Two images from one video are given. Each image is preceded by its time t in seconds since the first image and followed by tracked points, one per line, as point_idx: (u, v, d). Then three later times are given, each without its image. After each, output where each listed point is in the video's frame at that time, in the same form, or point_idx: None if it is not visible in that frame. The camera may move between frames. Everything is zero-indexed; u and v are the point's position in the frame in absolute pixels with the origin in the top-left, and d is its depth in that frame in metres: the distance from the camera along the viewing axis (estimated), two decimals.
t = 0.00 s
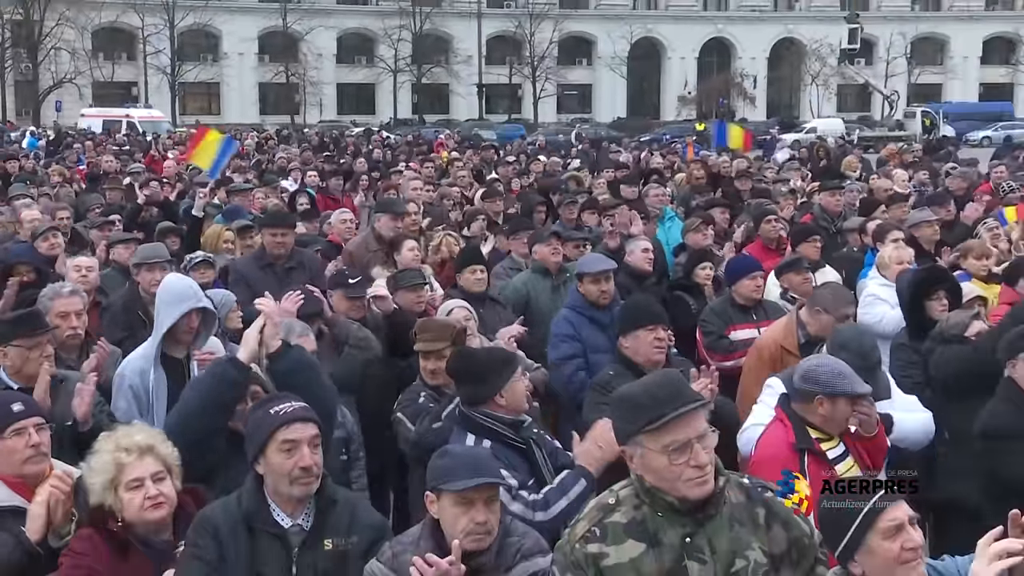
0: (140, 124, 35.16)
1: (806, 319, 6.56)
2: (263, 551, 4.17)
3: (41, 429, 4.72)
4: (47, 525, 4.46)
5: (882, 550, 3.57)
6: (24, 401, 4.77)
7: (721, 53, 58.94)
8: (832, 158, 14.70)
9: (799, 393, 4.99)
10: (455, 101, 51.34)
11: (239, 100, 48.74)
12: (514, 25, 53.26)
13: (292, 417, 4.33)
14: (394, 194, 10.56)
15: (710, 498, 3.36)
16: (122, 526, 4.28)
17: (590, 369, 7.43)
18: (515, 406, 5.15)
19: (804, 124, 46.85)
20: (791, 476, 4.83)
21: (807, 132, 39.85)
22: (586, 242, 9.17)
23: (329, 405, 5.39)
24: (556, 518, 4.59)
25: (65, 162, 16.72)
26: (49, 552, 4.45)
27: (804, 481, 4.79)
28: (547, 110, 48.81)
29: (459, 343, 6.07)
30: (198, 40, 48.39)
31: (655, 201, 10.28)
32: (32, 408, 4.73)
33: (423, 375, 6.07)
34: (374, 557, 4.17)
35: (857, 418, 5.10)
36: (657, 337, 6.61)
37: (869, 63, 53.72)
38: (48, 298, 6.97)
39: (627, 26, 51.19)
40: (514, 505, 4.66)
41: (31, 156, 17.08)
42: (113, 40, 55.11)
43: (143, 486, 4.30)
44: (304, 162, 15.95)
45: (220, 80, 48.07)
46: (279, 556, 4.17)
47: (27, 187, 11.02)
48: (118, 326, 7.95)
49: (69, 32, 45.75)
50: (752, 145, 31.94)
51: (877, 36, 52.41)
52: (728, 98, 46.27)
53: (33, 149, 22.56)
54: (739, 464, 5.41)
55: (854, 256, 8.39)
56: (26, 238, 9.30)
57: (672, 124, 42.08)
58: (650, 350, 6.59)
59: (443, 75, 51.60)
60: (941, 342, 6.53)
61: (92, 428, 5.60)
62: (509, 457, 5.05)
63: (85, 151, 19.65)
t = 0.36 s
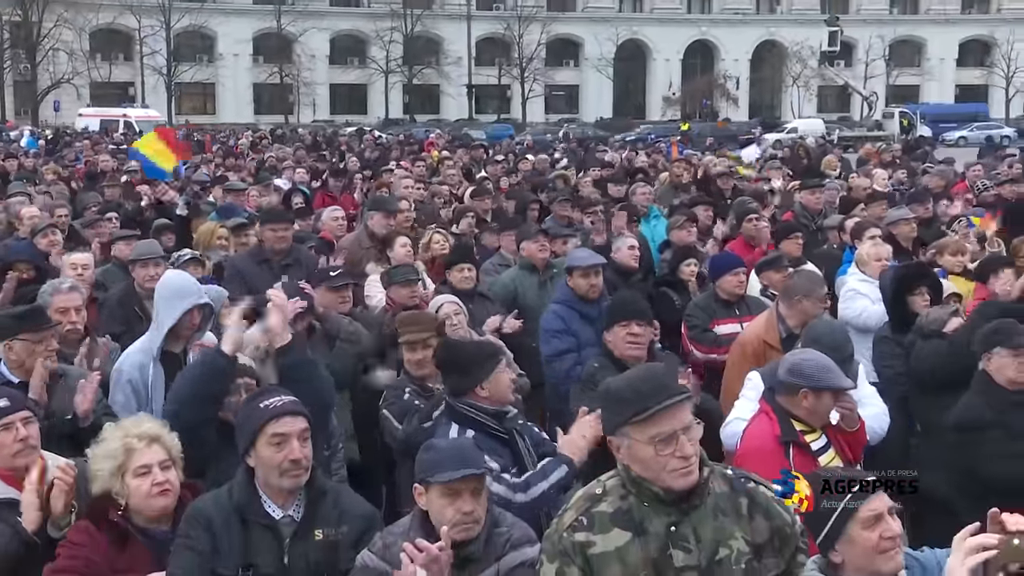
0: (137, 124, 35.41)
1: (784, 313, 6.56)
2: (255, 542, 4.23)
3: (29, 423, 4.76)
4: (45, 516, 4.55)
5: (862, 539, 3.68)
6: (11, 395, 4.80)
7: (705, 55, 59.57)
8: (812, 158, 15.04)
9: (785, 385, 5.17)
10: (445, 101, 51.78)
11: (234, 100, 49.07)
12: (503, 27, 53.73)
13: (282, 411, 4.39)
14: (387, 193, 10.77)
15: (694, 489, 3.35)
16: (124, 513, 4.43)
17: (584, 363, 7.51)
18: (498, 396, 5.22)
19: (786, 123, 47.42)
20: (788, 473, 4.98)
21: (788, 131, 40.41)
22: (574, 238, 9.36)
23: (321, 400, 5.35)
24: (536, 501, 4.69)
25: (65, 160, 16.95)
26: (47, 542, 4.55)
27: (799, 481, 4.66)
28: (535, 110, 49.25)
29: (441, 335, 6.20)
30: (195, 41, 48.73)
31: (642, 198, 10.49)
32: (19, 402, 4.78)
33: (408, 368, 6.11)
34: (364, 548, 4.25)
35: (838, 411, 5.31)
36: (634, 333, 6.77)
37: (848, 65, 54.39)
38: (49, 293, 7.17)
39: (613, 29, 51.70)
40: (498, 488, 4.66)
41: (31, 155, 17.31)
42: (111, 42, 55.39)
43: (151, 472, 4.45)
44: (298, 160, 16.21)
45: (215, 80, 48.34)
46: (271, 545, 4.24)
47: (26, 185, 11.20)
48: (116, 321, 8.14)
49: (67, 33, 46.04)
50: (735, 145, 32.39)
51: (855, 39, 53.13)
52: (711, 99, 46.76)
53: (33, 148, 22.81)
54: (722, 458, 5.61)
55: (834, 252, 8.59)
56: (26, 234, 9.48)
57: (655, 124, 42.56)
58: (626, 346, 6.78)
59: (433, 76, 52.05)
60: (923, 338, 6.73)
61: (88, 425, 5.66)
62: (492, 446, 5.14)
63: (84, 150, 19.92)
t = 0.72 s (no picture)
0: (135, 128, 35.65)
1: (764, 312, 6.72)
2: (247, 537, 4.32)
3: (29, 418, 4.84)
4: (48, 514, 4.64)
5: (840, 535, 3.88)
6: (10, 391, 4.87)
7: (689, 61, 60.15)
8: (790, 161, 15.40)
9: (768, 383, 5.33)
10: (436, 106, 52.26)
11: (229, 105, 49.39)
12: (492, 33, 54.20)
13: (270, 410, 4.46)
14: (378, 194, 11.01)
15: (677, 483, 3.48)
16: (120, 510, 4.51)
17: (567, 362, 7.74)
18: (479, 392, 5.16)
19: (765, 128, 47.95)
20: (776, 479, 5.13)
21: (768, 135, 40.86)
22: (559, 239, 9.60)
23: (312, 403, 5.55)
24: (509, 496, 4.81)
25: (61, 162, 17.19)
26: (44, 537, 4.60)
27: (806, 480, 4.20)
28: (524, 114, 49.68)
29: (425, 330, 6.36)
30: (191, 47, 49.04)
31: (633, 198, 10.72)
32: (18, 399, 4.84)
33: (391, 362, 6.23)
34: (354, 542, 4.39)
35: (816, 409, 5.50)
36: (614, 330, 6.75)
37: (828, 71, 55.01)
38: (51, 292, 7.36)
39: (599, 35, 52.20)
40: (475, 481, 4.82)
41: (28, 157, 17.54)
42: (107, 47, 55.76)
43: (148, 469, 4.52)
44: (291, 162, 16.49)
45: (210, 84, 48.61)
46: (262, 540, 4.33)
47: (24, 187, 11.41)
48: (114, 320, 8.35)
49: (65, 39, 46.33)
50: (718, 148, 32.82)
51: (834, 46, 53.78)
52: (695, 103, 47.24)
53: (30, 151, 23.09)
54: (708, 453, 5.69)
55: (813, 252, 8.83)
56: (24, 235, 9.68)
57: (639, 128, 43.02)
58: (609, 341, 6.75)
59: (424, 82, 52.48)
60: (894, 336, 7.02)
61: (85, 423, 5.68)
62: (478, 440, 5.10)
63: (81, 153, 20.22)
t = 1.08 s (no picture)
0: (125, 128, 35.87)
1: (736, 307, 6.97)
2: (232, 532, 4.24)
3: (20, 414, 4.82)
4: (34, 508, 4.58)
5: (818, 528, 3.56)
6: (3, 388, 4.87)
7: (668, 64, 60.88)
8: (766, 159, 15.71)
9: (742, 381, 5.32)
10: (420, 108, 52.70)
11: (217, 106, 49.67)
12: (475, 37, 54.70)
13: (251, 407, 4.36)
14: (364, 194, 11.21)
15: (656, 474, 3.61)
16: (108, 506, 4.46)
17: (548, 358, 7.88)
18: (467, 382, 5.29)
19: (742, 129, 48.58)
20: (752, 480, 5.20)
21: (743, 136, 41.35)
22: (540, 239, 9.80)
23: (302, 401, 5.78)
24: (483, 485, 4.93)
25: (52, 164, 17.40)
26: (36, 531, 4.59)
27: (806, 478, 3.68)
28: (505, 115, 50.13)
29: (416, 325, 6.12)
30: (180, 50, 49.31)
31: (619, 199, 11.01)
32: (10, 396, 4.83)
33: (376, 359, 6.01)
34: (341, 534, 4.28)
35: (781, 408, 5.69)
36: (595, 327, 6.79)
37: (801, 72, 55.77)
38: (49, 290, 7.47)
39: (580, 39, 52.78)
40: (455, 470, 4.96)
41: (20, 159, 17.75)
42: (97, 50, 56.02)
43: (133, 467, 4.45)
44: (279, 163, 16.75)
45: (199, 87, 48.85)
46: (248, 534, 4.25)
47: (15, 187, 11.57)
48: (104, 317, 8.50)
49: (55, 42, 46.53)
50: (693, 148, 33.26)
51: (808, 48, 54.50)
52: (673, 105, 47.81)
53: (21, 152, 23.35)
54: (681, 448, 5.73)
55: (787, 250, 9.07)
56: (15, 234, 9.82)
57: (619, 129, 43.49)
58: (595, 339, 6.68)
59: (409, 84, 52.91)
60: (859, 332, 7.30)
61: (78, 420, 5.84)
62: (464, 428, 5.20)
63: (72, 153, 20.46)
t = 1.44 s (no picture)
0: (117, 130, 36.08)
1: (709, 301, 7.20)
2: (217, 526, 4.24)
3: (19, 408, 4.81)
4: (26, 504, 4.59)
5: (794, 520, 3.77)
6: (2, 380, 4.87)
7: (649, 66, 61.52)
8: (742, 158, 16.05)
9: (722, 376, 5.35)
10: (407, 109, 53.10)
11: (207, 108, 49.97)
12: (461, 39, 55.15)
13: (229, 407, 4.33)
14: (351, 193, 11.43)
15: (635, 464, 3.58)
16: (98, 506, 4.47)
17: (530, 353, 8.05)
18: (455, 373, 5.48)
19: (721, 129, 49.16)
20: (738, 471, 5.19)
21: (722, 136, 41.77)
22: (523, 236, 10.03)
23: (291, 401, 5.64)
24: (469, 472, 5.09)
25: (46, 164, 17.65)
26: (28, 524, 4.58)
27: (806, 480, 3.82)
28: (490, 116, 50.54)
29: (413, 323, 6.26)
30: (171, 52, 49.58)
31: (597, 197, 11.32)
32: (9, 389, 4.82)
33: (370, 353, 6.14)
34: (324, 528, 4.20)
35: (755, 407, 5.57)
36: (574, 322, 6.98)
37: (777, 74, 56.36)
38: (43, 287, 7.56)
39: (562, 41, 53.28)
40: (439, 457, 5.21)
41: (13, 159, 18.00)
42: (88, 53, 56.25)
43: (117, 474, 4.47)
44: (268, 163, 17.03)
45: (189, 89, 49.11)
46: (233, 529, 4.26)
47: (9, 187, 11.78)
48: (95, 314, 8.69)
49: (48, 45, 46.75)
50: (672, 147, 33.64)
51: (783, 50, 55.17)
52: (652, 107, 48.34)
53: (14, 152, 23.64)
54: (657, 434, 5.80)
55: (762, 247, 9.35)
56: (7, 233, 10.01)
57: (602, 129, 43.89)
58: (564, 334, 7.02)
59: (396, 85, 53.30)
60: (835, 325, 7.43)
61: (69, 415, 6.02)
62: (449, 416, 5.39)
63: (64, 154, 20.65)
